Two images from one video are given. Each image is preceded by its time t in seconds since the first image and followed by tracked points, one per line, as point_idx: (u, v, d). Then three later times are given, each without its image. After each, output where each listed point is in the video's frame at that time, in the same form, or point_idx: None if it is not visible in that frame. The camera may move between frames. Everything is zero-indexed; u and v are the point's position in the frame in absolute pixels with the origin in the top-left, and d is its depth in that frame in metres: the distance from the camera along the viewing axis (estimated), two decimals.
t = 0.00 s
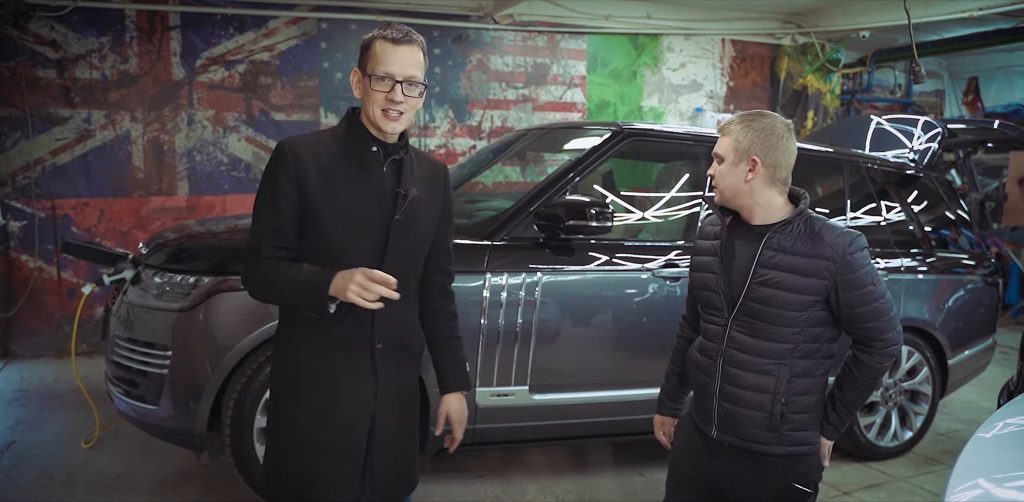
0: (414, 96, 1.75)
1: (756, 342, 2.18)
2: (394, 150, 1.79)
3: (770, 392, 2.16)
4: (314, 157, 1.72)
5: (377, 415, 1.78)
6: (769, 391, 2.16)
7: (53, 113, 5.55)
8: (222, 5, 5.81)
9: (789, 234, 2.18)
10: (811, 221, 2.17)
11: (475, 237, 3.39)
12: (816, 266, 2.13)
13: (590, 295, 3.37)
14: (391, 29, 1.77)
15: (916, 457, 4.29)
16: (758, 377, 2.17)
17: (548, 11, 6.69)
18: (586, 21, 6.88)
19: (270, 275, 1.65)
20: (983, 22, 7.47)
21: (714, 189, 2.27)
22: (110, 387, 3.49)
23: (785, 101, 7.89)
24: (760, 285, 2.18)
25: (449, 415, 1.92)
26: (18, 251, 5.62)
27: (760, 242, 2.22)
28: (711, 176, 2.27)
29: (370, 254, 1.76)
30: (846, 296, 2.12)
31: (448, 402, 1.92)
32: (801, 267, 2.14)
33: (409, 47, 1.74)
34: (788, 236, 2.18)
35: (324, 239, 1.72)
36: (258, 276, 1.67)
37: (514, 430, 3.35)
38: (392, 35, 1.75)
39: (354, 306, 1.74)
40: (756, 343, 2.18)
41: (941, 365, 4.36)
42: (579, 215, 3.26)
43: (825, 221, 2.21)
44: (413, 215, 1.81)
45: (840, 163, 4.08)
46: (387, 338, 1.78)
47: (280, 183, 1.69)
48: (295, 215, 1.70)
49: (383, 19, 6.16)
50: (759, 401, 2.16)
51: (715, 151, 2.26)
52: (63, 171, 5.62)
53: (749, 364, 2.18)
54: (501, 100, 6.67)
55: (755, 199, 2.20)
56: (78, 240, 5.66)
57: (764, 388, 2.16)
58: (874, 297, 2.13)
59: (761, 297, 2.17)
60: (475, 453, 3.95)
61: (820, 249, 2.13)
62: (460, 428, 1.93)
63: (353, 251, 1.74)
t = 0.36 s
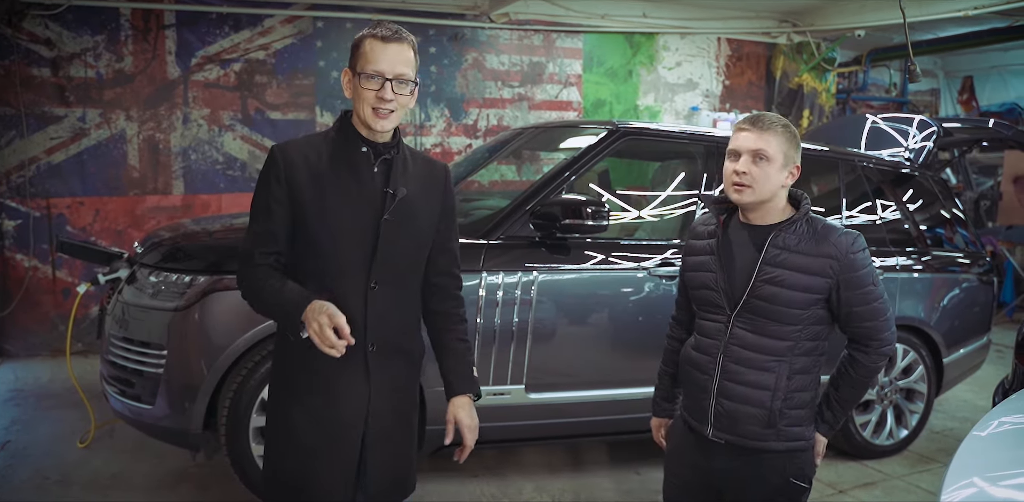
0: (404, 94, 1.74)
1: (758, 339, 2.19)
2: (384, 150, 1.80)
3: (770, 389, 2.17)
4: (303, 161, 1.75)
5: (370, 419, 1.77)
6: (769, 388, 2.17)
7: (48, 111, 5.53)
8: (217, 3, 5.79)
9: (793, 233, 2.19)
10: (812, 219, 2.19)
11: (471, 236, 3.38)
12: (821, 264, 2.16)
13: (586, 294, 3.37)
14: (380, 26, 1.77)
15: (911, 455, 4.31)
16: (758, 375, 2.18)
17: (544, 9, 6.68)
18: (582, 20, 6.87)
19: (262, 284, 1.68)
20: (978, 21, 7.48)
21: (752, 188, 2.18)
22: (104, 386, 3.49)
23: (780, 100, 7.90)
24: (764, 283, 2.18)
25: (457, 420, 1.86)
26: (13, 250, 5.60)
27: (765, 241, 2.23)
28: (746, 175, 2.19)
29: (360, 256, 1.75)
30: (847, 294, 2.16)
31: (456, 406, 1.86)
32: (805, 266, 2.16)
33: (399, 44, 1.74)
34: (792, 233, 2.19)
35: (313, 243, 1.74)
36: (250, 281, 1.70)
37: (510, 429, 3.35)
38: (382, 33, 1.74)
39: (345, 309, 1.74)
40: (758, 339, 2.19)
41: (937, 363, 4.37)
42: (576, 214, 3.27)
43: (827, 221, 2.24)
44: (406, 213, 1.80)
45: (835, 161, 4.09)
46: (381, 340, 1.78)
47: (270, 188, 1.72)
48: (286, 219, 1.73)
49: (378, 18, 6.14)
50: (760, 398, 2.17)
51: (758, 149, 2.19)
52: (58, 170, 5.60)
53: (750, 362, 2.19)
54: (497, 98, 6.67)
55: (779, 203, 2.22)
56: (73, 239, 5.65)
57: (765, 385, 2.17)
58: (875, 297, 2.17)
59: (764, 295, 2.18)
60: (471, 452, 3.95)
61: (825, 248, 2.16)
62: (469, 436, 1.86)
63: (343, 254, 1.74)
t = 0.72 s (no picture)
0: (386, 87, 1.74)
1: (767, 334, 2.19)
2: (371, 145, 1.80)
3: (779, 384, 2.18)
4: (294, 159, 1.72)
5: (374, 419, 1.77)
6: (777, 383, 2.18)
7: (43, 110, 5.51)
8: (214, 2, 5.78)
9: (803, 230, 2.20)
10: (820, 220, 2.22)
11: (469, 234, 3.37)
12: (829, 261, 2.19)
13: (584, 293, 3.36)
14: (362, 18, 1.77)
15: (908, 454, 4.31)
16: (767, 370, 2.19)
17: (541, 8, 6.67)
18: (579, 19, 6.86)
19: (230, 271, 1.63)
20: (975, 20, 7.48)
21: (770, 188, 2.19)
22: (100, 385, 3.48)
23: (777, 98, 7.90)
24: (775, 279, 2.19)
25: (438, 421, 1.87)
26: (9, 249, 5.59)
27: (776, 239, 2.23)
28: (767, 174, 2.18)
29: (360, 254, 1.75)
30: (852, 291, 2.21)
31: (438, 408, 1.87)
32: (813, 263, 2.19)
33: (381, 36, 1.74)
34: (800, 231, 2.20)
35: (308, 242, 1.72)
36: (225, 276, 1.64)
37: (507, 428, 3.35)
38: (363, 25, 1.75)
39: (342, 309, 1.73)
40: (767, 335, 2.19)
41: (934, 362, 4.38)
42: (572, 212, 3.24)
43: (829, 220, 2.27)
44: (397, 209, 1.80)
45: (832, 160, 4.09)
46: (381, 339, 1.78)
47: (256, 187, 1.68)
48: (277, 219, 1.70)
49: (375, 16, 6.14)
50: (769, 393, 2.18)
51: (776, 150, 2.20)
52: (53, 168, 5.58)
53: (759, 358, 2.19)
54: (494, 97, 6.66)
55: (788, 203, 2.25)
56: (69, 238, 5.64)
57: (772, 380, 2.18)
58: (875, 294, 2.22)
59: (773, 292, 2.18)
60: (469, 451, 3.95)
61: (833, 245, 2.19)
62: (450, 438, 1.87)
63: (343, 252, 1.74)
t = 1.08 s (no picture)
0: (377, 86, 1.74)
1: (765, 335, 2.19)
2: (364, 143, 1.79)
3: (778, 384, 2.18)
4: (285, 161, 1.71)
5: (379, 417, 1.77)
6: (777, 384, 2.18)
7: (39, 108, 5.50)
8: None
9: (800, 229, 2.21)
10: (818, 218, 2.23)
11: (466, 233, 3.38)
12: (828, 260, 2.19)
13: (581, 291, 3.37)
14: (346, 16, 1.75)
15: (905, 452, 4.32)
16: (766, 371, 2.19)
17: (538, 6, 6.67)
18: (576, 17, 6.84)
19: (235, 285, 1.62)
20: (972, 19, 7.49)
21: (756, 184, 2.19)
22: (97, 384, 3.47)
23: (774, 98, 7.90)
24: (772, 279, 2.19)
25: (448, 414, 1.89)
26: (5, 248, 5.58)
27: (773, 238, 2.23)
28: (750, 171, 2.20)
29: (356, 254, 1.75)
30: (851, 290, 2.20)
31: (446, 401, 1.89)
32: (812, 263, 2.18)
33: (367, 35, 1.73)
34: (797, 230, 2.21)
35: (304, 244, 1.71)
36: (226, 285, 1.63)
37: (505, 427, 3.35)
38: (348, 23, 1.73)
39: (342, 308, 1.74)
40: (765, 336, 2.19)
41: (931, 360, 4.38)
42: (570, 211, 3.25)
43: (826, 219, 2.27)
44: (392, 206, 1.80)
45: (829, 159, 4.10)
46: (382, 338, 1.78)
47: (250, 190, 1.67)
48: (270, 223, 1.69)
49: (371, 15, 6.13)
50: (767, 394, 2.18)
51: (763, 147, 2.21)
52: (50, 167, 5.57)
53: (758, 359, 2.19)
54: (491, 96, 6.66)
55: (785, 201, 2.25)
56: (65, 236, 5.63)
57: (771, 381, 2.18)
58: (877, 293, 2.21)
59: (770, 292, 2.19)
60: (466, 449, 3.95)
61: (831, 245, 2.19)
62: (461, 428, 1.88)
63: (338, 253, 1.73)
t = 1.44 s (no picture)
0: (369, 88, 1.72)
1: (762, 336, 2.19)
2: (364, 145, 1.79)
3: (775, 385, 2.18)
4: (282, 162, 1.71)
5: (373, 418, 1.78)
6: (773, 385, 2.18)
7: (37, 107, 5.49)
8: None
9: (796, 231, 2.20)
10: (813, 219, 2.22)
11: (464, 232, 3.38)
12: (825, 262, 2.18)
13: (579, 290, 3.37)
14: (336, 18, 1.73)
15: (903, 451, 4.33)
16: (762, 372, 2.19)
17: (536, 5, 6.66)
18: (574, 16, 6.83)
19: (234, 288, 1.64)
20: (970, 18, 7.50)
21: (742, 183, 2.22)
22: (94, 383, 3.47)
23: (772, 96, 7.91)
24: (768, 280, 2.19)
25: (433, 418, 1.87)
26: (2, 247, 5.57)
27: (769, 239, 2.23)
28: (736, 170, 2.23)
29: (351, 257, 1.74)
30: (849, 292, 2.19)
31: (433, 404, 1.87)
32: (809, 264, 2.18)
33: (357, 37, 1.71)
34: (794, 232, 2.20)
35: (300, 246, 1.70)
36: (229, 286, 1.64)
37: (504, 426, 3.35)
38: (338, 26, 1.71)
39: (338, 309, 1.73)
40: (762, 337, 2.19)
41: (929, 359, 4.39)
42: (568, 210, 3.24)
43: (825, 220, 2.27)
44: (391, 208, 1.80)
45: (827, 158, 4.10)
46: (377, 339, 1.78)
47: (247, 191, 1.66)
48: (268, 225, 1.68)
49: (369, 14, 6.12)
50: (764, 395, 2.18)
51: (748, 146, 2.23)
52: (47, 166, 5.56)
53: (755, 360, 2.19)
54: (489, 95, 6.67)
55: (779, 200, 2.25)
56: (63, 236, 5.62)
57: (768, 382, 2.18)
58: (876, 296, 2.20)
59: (767, 293, 2.19)
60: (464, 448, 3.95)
61: (829, 247, 2.18)
62: (445, 433, 1.88)
63: (333, 255, 1.72)
